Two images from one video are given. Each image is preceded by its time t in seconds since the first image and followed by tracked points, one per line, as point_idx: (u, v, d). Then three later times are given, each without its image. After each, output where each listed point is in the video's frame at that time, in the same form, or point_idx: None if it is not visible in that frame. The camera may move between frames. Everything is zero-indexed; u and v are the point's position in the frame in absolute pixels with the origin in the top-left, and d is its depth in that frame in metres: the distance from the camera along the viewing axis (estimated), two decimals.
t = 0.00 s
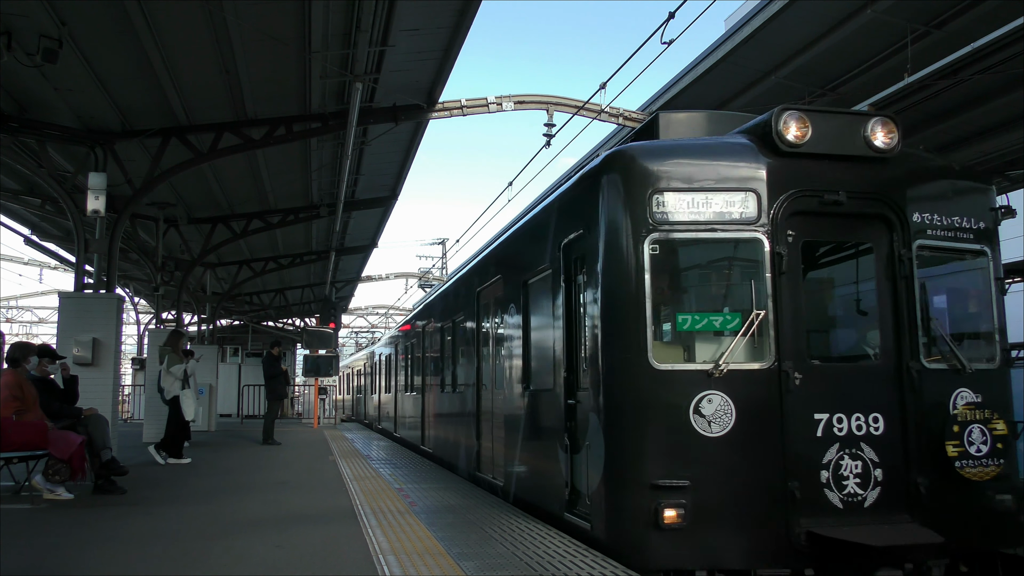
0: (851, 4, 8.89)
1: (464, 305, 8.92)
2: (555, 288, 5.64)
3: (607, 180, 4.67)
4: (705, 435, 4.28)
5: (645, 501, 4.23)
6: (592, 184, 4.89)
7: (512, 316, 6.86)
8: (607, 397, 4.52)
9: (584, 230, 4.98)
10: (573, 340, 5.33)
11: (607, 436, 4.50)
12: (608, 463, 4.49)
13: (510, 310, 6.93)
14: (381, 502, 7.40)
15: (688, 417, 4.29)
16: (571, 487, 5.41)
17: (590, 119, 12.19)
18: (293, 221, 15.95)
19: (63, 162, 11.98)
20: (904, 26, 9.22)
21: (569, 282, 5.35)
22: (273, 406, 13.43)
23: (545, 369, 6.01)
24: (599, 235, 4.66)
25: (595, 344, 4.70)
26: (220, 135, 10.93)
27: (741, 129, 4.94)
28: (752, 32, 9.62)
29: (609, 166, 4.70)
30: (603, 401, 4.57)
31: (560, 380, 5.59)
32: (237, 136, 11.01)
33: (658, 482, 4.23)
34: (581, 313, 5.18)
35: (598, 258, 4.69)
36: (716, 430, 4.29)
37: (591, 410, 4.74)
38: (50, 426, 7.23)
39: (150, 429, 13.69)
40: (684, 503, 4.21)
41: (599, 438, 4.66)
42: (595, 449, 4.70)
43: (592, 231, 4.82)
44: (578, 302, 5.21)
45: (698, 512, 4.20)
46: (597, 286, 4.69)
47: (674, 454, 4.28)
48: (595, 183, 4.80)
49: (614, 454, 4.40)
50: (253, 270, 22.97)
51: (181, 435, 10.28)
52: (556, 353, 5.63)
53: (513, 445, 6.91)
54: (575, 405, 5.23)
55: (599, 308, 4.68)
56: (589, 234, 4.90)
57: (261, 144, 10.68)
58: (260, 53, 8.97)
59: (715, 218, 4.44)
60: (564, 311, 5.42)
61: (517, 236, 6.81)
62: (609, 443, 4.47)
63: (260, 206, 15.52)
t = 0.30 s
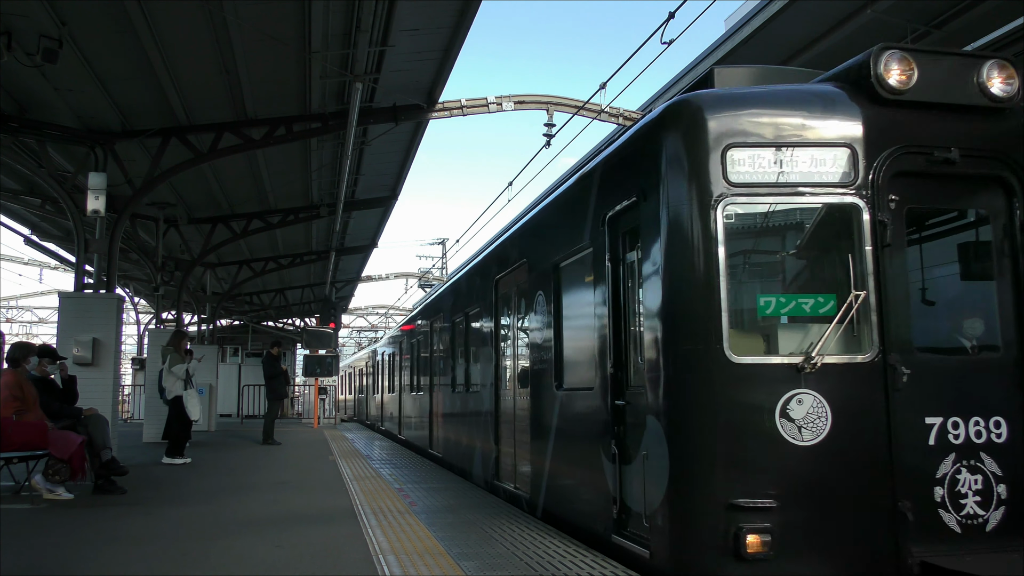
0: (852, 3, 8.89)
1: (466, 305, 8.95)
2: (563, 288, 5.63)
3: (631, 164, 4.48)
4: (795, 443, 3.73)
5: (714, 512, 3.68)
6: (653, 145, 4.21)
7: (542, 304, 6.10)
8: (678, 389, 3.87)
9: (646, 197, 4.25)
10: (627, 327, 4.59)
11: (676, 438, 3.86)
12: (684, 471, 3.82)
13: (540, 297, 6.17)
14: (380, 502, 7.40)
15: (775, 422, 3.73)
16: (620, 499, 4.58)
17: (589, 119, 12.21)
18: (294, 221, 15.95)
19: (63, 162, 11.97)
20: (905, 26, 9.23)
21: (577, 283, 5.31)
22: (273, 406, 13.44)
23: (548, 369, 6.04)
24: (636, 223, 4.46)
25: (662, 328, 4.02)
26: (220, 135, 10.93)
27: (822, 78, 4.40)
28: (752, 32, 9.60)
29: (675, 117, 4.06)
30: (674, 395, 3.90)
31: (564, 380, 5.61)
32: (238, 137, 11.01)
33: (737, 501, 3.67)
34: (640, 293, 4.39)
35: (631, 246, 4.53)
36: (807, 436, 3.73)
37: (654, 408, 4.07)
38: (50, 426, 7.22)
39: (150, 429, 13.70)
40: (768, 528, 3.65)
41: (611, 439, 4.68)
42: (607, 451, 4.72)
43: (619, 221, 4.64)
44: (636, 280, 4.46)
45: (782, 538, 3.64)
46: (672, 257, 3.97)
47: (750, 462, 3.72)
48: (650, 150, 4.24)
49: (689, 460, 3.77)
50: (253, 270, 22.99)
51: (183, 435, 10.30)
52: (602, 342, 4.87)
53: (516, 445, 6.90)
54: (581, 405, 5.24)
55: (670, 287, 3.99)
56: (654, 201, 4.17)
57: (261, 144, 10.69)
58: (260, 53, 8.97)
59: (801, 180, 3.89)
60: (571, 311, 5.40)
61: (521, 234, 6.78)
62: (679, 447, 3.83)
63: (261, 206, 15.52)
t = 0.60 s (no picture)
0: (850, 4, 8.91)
1: (466, 305, 8.95)
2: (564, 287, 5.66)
3: (640, 159, 4.41)
4: (936, 456, 3.13)
5: (823, 539, 3.04)
6: (749, 88, 3.47)
7: (582, 287, 5.27)
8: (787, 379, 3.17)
9: (741, 148, 3.48)
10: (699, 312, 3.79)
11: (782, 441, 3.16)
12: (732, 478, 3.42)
13: (577, 279, 5.35)
14: (380, 502, 7.41)
15: (911, 429, 3.14)
16: (690, 523, 3.74)
17: (589, 119, 12.21)
18: (294, 221, 15.94)
19: (63, 162, 11.97)
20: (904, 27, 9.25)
21: (578, 281, 5.33)
22: (273, 406, 13.45)
23: (548, 369, 6.06)
24: (639, 223, 4.38)
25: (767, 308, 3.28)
26: (220, 135, 10.93)
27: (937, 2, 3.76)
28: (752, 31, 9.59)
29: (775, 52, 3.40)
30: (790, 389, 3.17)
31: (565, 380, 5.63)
32: (238, 137, 11.00)
33: (862, 532, 3.05)
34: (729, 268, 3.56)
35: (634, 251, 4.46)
36: (951, 447, 3.13)
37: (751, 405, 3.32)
38: (50, 426, 7.23)
39: (150, 429, 13.71)
40: (901, 564, 3.04)
41: (610, 439, 4.70)
42: (607, 451, 4.75)
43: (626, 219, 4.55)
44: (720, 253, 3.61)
45: None
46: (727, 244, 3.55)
47: (879, 470, 3.09)
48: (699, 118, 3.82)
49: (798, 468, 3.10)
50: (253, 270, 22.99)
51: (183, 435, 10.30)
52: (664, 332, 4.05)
53: (516, 445, 6.89)
54: (581, 404, 5.25)
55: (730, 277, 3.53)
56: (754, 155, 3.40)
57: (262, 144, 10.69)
58: (260, 53, 8.97)
59: (929, 122, 3.30)
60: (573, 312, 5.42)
61: (522, 233, 6.78)
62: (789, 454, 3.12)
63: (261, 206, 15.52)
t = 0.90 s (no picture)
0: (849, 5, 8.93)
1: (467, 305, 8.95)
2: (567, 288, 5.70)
3: (642, 161, 4.42)
4: None
5: None
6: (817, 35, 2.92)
7: (635, 265, 4.44)
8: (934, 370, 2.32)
9: (877, 69, 2.61)
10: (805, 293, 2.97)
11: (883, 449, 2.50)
12: (827, 494, 2.75)
13: (628, 256, 4.53)
14: (379, 502, 7.40)
15: None
16: (802, 560, 2.89)
17: (589, 119, 12.21)
18: (293, 221, 15.93)
19: (63, 162, 11.97)
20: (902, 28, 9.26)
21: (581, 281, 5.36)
22: (273, 406, 13.44)
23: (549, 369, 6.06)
24: (638, 225, 4.41)
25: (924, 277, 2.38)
26: (220, 135, 10.93)
27: None
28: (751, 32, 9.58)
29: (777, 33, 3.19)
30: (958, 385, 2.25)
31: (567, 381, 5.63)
32: (237, 136, 11.00)
33: None
34: (761, 258, 3.22)
35: (632, 255, 4.50)
36: None
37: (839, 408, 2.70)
38: (50, 426, 7.23)
39: (150, 429, 13.71)
40: None
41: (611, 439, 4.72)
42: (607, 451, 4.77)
43: (627, 221, 4.57)
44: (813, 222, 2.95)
45: None
46: (762, 233, 3.21)
47: None
48: (698, 119, 3.79)
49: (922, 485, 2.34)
50: (253, 270, 22.98)
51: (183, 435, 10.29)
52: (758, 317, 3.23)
53: (515, 445, 6.87)
54: (584, 403, 5.27)
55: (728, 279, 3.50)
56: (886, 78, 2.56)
57: (261, 144, 10.68)
58: (259, 53, 8.97)
59: None
60: (574, 313, 5.45)
61: (524, 233, 6.78)
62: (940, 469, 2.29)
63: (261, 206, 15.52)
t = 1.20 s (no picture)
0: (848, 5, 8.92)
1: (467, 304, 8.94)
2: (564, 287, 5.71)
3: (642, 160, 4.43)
4: None
5: None
6: (830, 29, 2.85)
7: (710, 234, 3.59)
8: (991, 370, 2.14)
9: None
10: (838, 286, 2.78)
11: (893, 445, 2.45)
12: None
13: (699, 225, 3.70)
14: (379, 502, 7.40)
15: None
16: None
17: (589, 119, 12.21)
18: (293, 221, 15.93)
19: (63, 162, 11.97)
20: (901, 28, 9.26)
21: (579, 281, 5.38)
22: (273, 406, 13.44)
23: (547, 371, 6.09)
24: (714, 185, 3.59)
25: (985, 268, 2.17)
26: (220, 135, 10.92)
27: None
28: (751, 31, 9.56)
29: (781, 35, 3.17)
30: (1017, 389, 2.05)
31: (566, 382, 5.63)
32: (237, 136, 11.00)
33: None
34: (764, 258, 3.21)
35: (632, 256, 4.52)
36: None
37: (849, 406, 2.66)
38: (50, 426, 7.22)
39: (150, 429, 13.71)
40: None
41: (611, 438, 4.73)
42: (608, 449, 4.78)
43: (629, 220, 4.59)
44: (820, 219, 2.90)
45: None
46: (927, 174, 2.38)
47: None
48: (700, 119, 3.79)
49: None
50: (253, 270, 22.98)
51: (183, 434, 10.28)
52: (875, 297, 2.60)
53: (515, 445, 6.86)
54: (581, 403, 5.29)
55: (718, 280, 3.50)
56: None
57: (261, 144, 10.68)
58: (259, 53, 8.96)
59: None
60: (575, 313, 5.44)
61: (524, 233, 6.76)
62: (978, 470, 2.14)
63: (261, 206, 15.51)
